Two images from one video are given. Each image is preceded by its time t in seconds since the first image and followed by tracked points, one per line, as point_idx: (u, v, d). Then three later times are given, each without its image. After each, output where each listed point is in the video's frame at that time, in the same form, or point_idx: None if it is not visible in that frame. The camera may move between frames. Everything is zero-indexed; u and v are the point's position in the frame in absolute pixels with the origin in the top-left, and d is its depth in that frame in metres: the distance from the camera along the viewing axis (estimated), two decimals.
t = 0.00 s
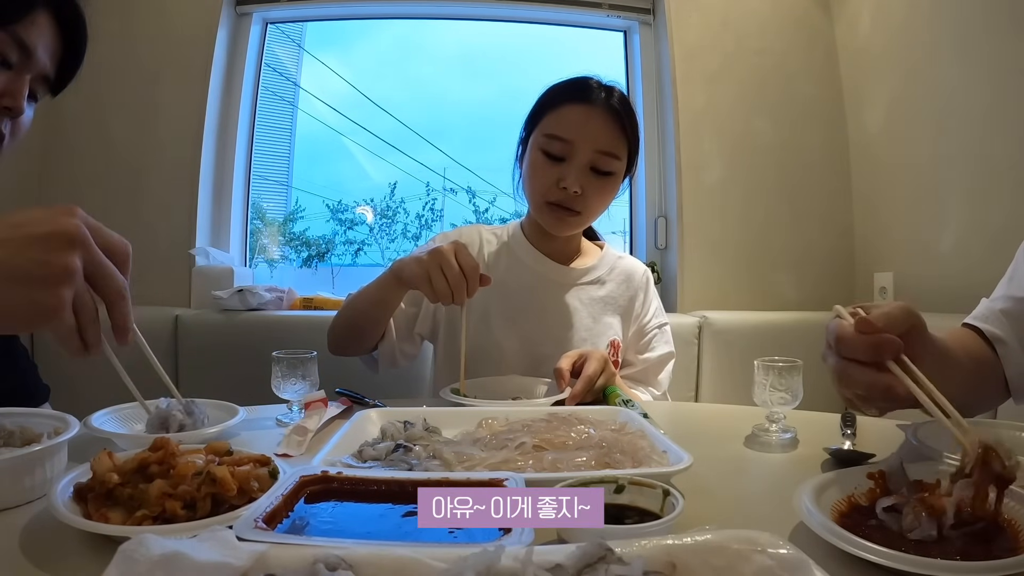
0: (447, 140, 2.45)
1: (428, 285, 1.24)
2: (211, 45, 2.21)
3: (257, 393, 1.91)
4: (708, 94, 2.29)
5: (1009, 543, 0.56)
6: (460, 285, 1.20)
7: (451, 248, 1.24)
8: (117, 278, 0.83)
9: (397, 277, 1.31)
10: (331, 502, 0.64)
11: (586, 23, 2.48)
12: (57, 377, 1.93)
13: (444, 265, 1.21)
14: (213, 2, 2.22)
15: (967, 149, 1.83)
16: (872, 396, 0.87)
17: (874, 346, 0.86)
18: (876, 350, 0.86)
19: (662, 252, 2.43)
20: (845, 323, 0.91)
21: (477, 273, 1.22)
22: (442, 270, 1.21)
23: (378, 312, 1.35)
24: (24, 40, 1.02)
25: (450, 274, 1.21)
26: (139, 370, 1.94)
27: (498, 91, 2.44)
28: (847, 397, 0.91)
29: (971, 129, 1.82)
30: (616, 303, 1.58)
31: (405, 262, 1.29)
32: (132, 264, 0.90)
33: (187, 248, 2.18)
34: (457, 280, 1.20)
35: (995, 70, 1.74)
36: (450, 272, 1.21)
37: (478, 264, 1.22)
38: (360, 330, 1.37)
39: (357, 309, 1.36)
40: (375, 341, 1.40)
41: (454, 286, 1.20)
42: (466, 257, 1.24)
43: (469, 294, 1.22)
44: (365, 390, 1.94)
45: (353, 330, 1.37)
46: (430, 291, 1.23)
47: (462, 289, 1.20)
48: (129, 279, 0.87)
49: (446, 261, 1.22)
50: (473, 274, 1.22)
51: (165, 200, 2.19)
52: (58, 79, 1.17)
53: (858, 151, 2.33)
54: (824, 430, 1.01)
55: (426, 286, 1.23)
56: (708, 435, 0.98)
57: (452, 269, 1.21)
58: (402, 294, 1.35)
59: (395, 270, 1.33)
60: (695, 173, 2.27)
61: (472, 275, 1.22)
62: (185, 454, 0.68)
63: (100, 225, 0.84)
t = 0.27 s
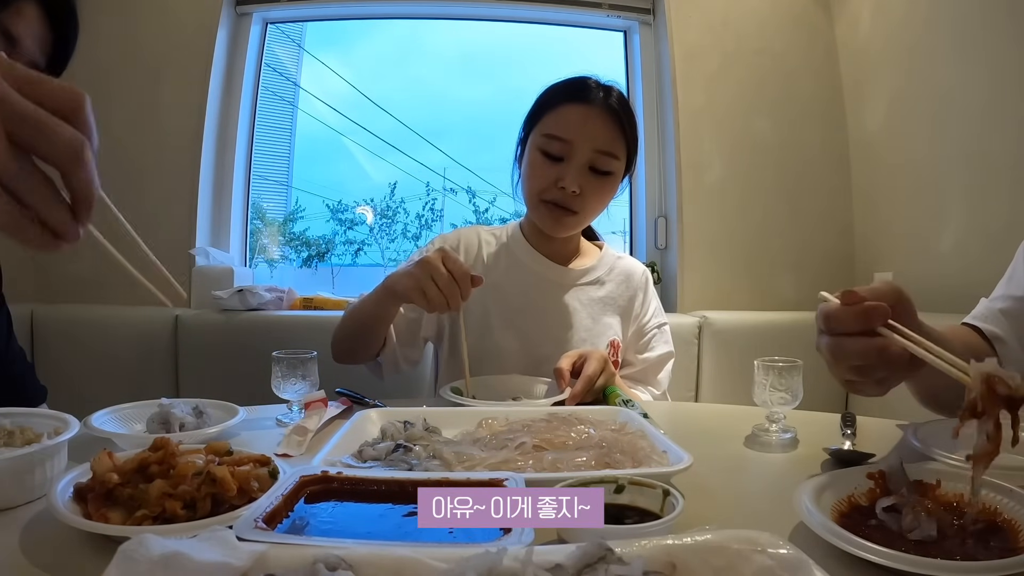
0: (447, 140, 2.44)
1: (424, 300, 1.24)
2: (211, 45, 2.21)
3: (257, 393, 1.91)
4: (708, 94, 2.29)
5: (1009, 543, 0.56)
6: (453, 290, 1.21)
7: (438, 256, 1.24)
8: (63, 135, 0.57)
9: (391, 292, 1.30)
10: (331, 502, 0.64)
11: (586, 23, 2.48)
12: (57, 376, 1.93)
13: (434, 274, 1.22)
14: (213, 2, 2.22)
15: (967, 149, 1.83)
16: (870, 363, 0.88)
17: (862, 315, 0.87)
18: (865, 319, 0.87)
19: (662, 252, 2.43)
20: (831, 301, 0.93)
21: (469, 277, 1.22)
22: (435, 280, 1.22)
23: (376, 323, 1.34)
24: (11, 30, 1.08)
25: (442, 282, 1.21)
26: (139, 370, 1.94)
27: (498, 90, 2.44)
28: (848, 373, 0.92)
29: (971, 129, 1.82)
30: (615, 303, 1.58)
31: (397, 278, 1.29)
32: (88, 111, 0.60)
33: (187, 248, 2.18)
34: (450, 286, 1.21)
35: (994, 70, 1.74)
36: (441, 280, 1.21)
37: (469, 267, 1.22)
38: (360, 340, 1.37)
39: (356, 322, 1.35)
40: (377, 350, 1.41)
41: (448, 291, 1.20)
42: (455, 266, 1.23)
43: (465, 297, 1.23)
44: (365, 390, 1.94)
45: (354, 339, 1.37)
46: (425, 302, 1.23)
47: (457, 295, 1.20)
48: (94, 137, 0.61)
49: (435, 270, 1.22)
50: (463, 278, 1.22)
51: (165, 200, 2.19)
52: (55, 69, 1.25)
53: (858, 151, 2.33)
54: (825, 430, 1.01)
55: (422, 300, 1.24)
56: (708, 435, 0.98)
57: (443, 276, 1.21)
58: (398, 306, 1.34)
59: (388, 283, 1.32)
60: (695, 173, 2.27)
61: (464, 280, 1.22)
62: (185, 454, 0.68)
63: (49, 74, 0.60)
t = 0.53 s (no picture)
0: (446, 140, 2.45)
1: (421, 286, 1.24)
2: (211, 45, 2.21)
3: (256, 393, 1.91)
4: (708, 94, 2.30)
5: (1009, 543, 0.56)
6: (446, 269, 1.21)
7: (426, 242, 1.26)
8: None
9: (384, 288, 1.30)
10: (331, 502, 0.64)
11: (586, 23, 2.48)
12: (57, 376, 1.93)
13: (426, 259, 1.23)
14: (213, 2, 2.22)
15: (968, 149, 1.83)
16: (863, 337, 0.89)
17: (851, 289, 0.87)
18: (854, 294, 0.87)
19: (662, 252, 2.44)
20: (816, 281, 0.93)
21: (460, 255, 1.24)
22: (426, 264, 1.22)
23: (372, 322, 1.34)
24: None
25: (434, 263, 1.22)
26: (139, 370, 1.93)
27: (498, 90, 2.44)
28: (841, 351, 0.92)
29: (972, 129, 1.82)
30: (615, 303, 1.58)
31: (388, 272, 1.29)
32: None
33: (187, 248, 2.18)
34: (442, 264, 1.22)
35: (994, 70, 1.74)
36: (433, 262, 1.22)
37: (458, 244, 1.24)
38: (360, 342, 1.36)
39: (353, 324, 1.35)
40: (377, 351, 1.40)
41: (442, 272, 1.21)
42: (446, 248, 1.25)
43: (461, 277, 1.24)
44: (365, 390, 1.94)
45: (354, 342, 1.36)
46: (421, 288, 1.24)
47: (451, 274, 1.20)
48: None
49: (424, 253, 1.24)
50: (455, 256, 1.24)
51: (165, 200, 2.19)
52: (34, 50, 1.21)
53: (858, 151, 2.33)
54: (824, 430, 1.01)
55: (419, 287, 1.25)
56: (708, 435, 0.98)
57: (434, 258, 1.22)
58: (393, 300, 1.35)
59: (378, 279, 1.32)
60: (696, 173, 2.27)
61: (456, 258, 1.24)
62: (185, 454, 0.67)
63: None
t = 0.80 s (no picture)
0: (446, 140, 2.45)
1: (435, 301, 1.22)
2: (211, 45, 2.21)
3: (256, 393, 1.91)
4: (708, 93, 2.30)
5: (1009, 543, 0.56)
6: (463, 287, 1.19)
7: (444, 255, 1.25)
8: None
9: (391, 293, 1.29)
10: (331, 502, 0.64)
11: (587, 23, 2.48)
12: (57, 376, 1.93)
13: (442, 274, 1.20)
14: (213, 2, 2.22)
15: (968, 148, 1.83)
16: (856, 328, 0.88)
17: (841, 283, 0.87)
18: (844, 285, 0.87)
19: (661, 252, 2.44)
20: (806, 274, 0.93)
21: (477, 273, 1.23)
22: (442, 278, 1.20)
23: (374, 325, 1.34)
24: None
25: (451, 280, 1.19)
26: (139, 370, 1.93)
27: (498, 90, 2.44)
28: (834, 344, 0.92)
29: (972, 129, 1.81)
30: (614, 303, 1.58)
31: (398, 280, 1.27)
32: None
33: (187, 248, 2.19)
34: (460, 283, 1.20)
35: (992, 70, 1.74)
36: (450, 279, 1.19)
37: (476, 262, 1.23)
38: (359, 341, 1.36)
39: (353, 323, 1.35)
40: (376, 351, 1.40)
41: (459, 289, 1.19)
42: (464, 264, 1.24)
43: (477, 296, 1.22)
44: (365, 390, 1.94)
45: (353, 340, 1.36)
46: (433, 303, 1.22)
47: (468, 290, 1.19)
48: None
49: (441, 269, 1.21)
50: (473, 273, 1.23)
51: (165, 199, 2.19)
52: (18, 38, 1.20)
53: (858, 151, 2.33)
54: (824, 430, 1.01)
55: (432, 303, 1.23)
56: (708, 435, 0.98)
57: (450, 273, 1.20)
58: (397, 304, 1.33)
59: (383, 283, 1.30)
60: (696, 173, 2.27)
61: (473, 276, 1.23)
62: (185, 454, 0.68)
63: None
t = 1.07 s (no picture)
0: (446, 140, 2.45)
1: (450, 305, 1.21)
2: (211, 45, 2.21)
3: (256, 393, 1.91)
4: (708, 93, 2.30)
5: (1009, 543, 0.56)
6: (483, 296, 1.17)
7: (467, 259, 1.22)
8: None
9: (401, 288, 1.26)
10: (331, 502, 0.64)
11: (587, 23, 2.48)
12: (57, 376, 1.94)
13: (462, 280, 1.18)
14: (213, 2, 2.23)
15: (968, 148, 1.82)
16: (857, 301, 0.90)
17: (839, 257, 0.87)
18: (842, 258, 0.87)
19: (661, 252, 2.44)
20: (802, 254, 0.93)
21: (496, 283, 1.21)
22: (461, 284, 1.18)
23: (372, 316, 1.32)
24: None
25: (471, 287, 1.17)
26: (139, 370, 1.93)
27: (498, 90, 2.44)
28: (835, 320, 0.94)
29: (972, 128, 1.81)
30: (614, 302, 1.58)
31: (413, 280, 1.24)
32: None
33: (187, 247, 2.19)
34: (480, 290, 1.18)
35: (991, 70, 1.74)
36: (471, 286, 1.17)
37: (496, 271, 1.22)
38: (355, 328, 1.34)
39: (354, 309, 1.32)
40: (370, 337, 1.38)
41: (478, 297, 1.17)
42: (486, 272, 1.21)
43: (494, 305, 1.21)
44: (365, 390, 1.94)
45: (349, 325, 1.34)
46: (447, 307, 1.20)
47: (486, 298, 1.17)
48: None
49: (462, 275, 1.18)
50: (492, 282, 1.21)
51: (166, 199, 2.19)
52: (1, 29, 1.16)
53: (858, 151, 2.33)
54: (824, 430, 1.01)
55: (448, 307, 1.21)
56: (708, 435, 0.98)
57: (472, 280, 1.18)
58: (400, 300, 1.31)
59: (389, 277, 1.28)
60: (696, 173, 2.27)
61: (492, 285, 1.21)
62: (185, 454, 0.68)
63: None
